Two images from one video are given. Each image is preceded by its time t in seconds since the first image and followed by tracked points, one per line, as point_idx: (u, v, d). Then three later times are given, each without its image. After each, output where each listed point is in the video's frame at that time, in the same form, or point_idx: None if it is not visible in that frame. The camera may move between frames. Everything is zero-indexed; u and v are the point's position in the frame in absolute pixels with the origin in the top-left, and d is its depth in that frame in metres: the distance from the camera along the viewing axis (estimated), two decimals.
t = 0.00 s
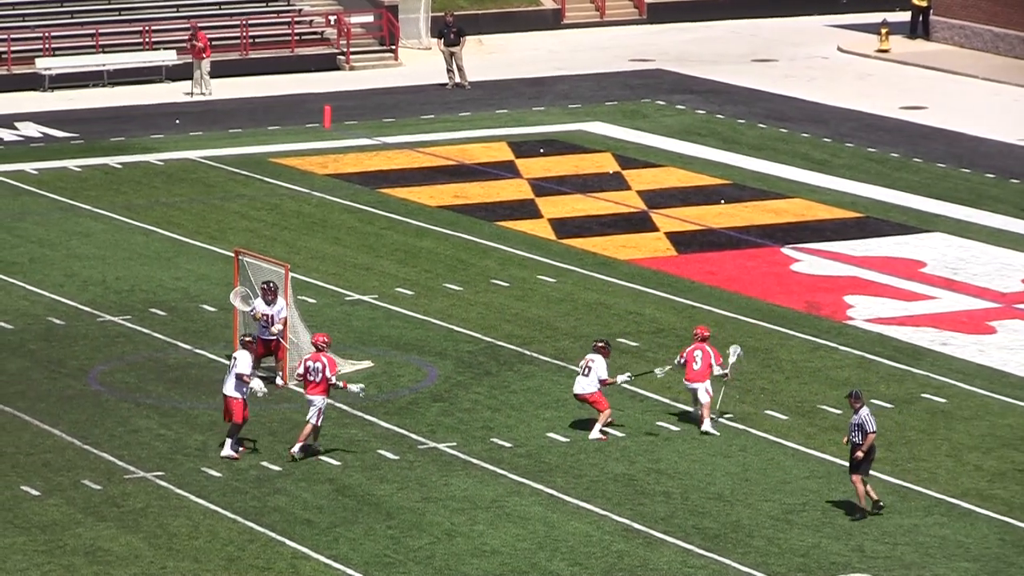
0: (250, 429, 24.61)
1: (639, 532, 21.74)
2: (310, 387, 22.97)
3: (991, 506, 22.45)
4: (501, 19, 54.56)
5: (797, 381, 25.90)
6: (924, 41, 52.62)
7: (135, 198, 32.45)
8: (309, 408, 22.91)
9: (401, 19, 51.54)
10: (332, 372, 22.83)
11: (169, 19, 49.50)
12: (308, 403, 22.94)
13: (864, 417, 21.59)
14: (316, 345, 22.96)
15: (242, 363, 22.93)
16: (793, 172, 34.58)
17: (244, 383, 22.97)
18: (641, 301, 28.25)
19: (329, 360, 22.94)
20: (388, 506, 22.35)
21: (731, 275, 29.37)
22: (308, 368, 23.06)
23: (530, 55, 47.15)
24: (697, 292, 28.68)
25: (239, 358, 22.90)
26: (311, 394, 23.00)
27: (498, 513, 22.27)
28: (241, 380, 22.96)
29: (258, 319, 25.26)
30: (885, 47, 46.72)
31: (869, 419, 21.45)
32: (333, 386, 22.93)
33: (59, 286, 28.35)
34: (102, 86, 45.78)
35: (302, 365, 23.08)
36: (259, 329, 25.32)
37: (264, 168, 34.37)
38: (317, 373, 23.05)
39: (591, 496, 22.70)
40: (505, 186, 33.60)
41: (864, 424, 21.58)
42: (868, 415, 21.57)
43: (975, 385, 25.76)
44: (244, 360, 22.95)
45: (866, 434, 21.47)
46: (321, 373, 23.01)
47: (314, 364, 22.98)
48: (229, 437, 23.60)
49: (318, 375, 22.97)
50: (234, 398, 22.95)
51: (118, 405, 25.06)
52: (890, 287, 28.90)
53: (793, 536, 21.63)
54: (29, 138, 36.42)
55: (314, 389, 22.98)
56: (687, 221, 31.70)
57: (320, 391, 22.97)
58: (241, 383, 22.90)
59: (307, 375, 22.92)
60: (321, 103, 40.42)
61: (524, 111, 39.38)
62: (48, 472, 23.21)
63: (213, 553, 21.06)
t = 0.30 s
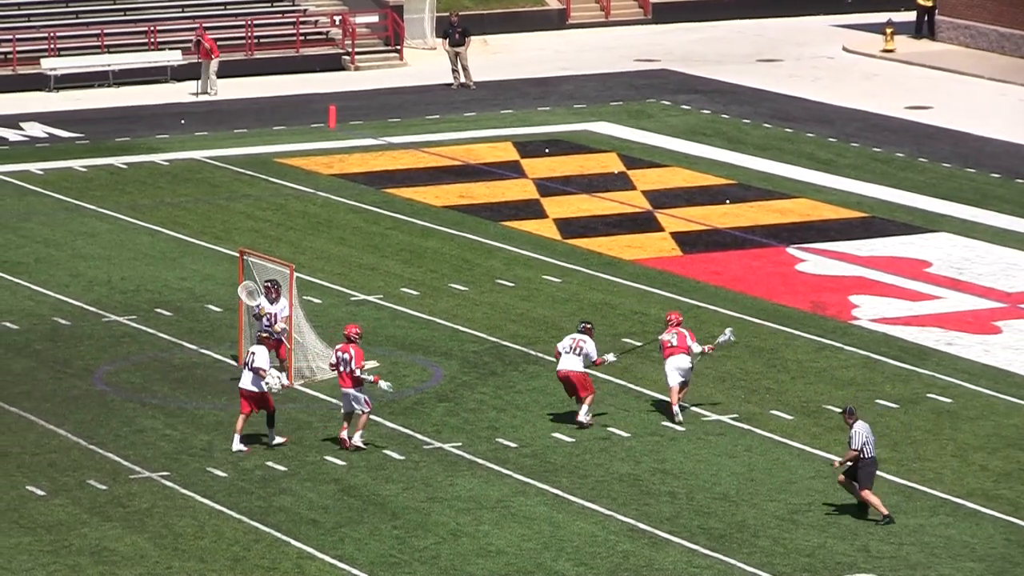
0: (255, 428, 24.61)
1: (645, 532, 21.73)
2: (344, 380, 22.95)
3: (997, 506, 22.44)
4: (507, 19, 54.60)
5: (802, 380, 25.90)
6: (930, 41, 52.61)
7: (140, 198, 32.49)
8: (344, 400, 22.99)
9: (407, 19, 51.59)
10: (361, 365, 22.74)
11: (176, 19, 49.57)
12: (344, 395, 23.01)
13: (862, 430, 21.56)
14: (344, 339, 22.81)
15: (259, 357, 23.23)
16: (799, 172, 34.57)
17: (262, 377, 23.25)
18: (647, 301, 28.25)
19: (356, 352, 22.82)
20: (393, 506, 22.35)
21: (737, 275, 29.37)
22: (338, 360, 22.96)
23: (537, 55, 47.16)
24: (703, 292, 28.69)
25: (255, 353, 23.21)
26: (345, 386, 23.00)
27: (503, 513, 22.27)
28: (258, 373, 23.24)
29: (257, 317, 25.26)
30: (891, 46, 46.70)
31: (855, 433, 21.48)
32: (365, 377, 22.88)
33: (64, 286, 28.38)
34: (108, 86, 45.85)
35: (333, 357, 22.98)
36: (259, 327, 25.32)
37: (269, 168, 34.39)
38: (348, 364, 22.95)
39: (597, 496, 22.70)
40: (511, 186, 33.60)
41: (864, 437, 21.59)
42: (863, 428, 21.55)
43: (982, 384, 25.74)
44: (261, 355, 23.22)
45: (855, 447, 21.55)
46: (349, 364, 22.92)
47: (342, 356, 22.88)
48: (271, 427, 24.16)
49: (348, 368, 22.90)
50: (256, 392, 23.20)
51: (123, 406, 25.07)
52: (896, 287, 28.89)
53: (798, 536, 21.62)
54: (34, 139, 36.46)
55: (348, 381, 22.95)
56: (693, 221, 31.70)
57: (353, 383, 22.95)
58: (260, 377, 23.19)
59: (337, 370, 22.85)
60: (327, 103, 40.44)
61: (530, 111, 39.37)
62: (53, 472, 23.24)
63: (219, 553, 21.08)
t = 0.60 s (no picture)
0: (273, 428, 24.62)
1: (663, 533, 21.73)
2: (386, 377, 23.00)
3: (1016, 507, 22.42)
4: (524, 20, 54.67)
5: (820, 381, 25.89)
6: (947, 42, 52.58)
7: (158, 198, 32.52)
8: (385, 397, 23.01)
9: (424, 20, 51.63)
10: (406, 362, 22.87)
11: (194, 19, 49.61)
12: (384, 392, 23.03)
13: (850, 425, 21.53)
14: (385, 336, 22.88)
15: (297, 353, 22.92)
16: (816, 173, 34.56)
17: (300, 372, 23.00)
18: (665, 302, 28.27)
19: (398, 348, 22.93)
20: (411, 506, 22.36)
21: (755, 275, 29.37)
22: (379, 358, 22.98)
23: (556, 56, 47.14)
24: (721, 293, 28.69)
25: (292, 349, 22.88)
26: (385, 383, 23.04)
27: (521, 513, 22.27)
28: (297, 369, 22.95)
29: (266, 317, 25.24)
30: (909, 47, 46.69)
31: (842, 426, 21.53)
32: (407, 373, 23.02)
33: (83, 286, 28.41)
34: (126, 86, 45.90)
35: (372, 356, 22.97)
36: (269, 326, 25.29)
37: (288, 168, 34.41)
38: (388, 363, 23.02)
39: (614, 496, 22.70)
40: (528, 186, 33.61)
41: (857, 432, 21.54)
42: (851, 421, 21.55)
43: (1000, 386, 25.72)
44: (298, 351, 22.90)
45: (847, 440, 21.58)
46: (391, 362, 23.00)
47: (384, 355, 22.90)
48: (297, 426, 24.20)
49: (390, 365, 22.96)
50: (293, 386, 22.85)
51: (141, 406, 25.09)
52: (913, 288, 28.88)
53: (816, 537, 21.61)
54: (51, 138, 36.48)
55: (390, 378, 23.00)
56: (711, 222, 31.70)
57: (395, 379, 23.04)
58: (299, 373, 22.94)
59: (381, 369, 22.86)
60: (345, 103, 40.46)
61: (549, 112, 39.36)
62: (72, 471, 23.26)
63: (236, 552, 21.09)
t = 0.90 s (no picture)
0: (306, 428, 24.60)
1: (695, 533, 21.72)
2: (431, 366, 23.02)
3: None
4: (559, 20, 54.78)
5: (851, 381, 25.88)
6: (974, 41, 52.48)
7: (190, 198, 32.54)
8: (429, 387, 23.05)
9: (457, 19, 51.70)
10: (451, 354, 22.86)
11: (225, 19, 49.69)
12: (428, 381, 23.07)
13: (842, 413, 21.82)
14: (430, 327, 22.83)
15: (339, 347, 23.42)
16: (845, 172, 34.56)
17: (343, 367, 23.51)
18: (695, 302, 28.27)
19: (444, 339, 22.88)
20: (443, 506, 22.36)
21: (787, 275, 29.37)
22: (425, 347, 22.95)
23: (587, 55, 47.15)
24: (752, 292, 28.69)
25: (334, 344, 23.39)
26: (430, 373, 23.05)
27: (553, 513, 22.27)
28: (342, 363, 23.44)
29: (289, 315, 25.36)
30: (941, 47, 46.63)
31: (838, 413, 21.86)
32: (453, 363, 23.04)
33: (115, 286, 28.43)
34: (158, 86, 45.99)
35: (418, 346, 22.95)
36: (291, 324, 25.41)
37: (320, 168, 34.41)
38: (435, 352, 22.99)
39: (646, 496, 22.69)
40: (561, 186, 33.60)
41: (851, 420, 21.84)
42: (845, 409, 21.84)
43: None
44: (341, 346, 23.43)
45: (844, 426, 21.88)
46: (437, 352, 22.97)
47: (431, 345, 22.88)
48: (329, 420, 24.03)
49: (436, 355, 22.96)
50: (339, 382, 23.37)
51: (173, 405, 25.09)
52: (946, 288, 28.86)
53: (848, 537, 21.61)
54: (85, 138, 36.53)
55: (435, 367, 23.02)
56: (743, 221, 31.69)
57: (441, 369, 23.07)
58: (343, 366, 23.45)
59: (426, 360, 22.89)
60: (376, 103, 40.45)
61: (581, 112, 39.33)
62: (103, 471, 23.26)
63: (268, 552, 21.09)
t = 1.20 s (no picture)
0: (338, 429, 24.58)
1: (727, 533, 21.72)
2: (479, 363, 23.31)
3: None
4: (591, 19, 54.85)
5: (883, 381, 25.88)
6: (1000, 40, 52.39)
7: (222, 198, 32.59)
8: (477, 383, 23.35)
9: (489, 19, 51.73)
10: (499, 351, 23.10)
11: (258, 18, 49.75)
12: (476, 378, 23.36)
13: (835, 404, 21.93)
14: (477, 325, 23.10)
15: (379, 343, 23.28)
16: (875, 172, 34.59)
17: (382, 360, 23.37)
18: (727, 302, 28.32)
19: (491, 337, 23.14)
20: (475, 506, 22.36)
21: (819, 275, 29.38)
22: (472, 345, 23.22)
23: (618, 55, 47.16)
24: (783, 292, 28.72)
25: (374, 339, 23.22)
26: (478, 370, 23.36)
27: (585, 513, 22.25)
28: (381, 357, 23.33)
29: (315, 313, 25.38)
30: (973, 46, 46.59)
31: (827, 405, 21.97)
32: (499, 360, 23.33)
33: (147, 286, 28.48)
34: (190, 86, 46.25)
35: (466, 344, 23.18)
36: (317, 321, 25.47)
37: (352, 168, 34.43)
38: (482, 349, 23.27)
39: (678, 496, 22.69)
40: (593, 186, 33.62)
41: (839, 411, 21.98)
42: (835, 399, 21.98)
43: None
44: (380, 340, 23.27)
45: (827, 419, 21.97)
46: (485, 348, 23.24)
47: (478, 343, 23.15)
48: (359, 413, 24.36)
49: (484, 352, 23.23)
50: (375, 375, 23.36)
51: (206, 405, 25.08)
52: (978, 288, 28.87)
53: (880, 536, 21.61)
54: (117, 138, 36.61)
55: (483, 364, 23.32)
56: (775, 222, 31.69)
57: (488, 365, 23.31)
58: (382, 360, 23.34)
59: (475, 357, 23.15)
60: (407, 103, 40.47)
61: (614, 112, 39.31)
62: (135, 471, 23.27)
63: (300, 552, 21.08)
